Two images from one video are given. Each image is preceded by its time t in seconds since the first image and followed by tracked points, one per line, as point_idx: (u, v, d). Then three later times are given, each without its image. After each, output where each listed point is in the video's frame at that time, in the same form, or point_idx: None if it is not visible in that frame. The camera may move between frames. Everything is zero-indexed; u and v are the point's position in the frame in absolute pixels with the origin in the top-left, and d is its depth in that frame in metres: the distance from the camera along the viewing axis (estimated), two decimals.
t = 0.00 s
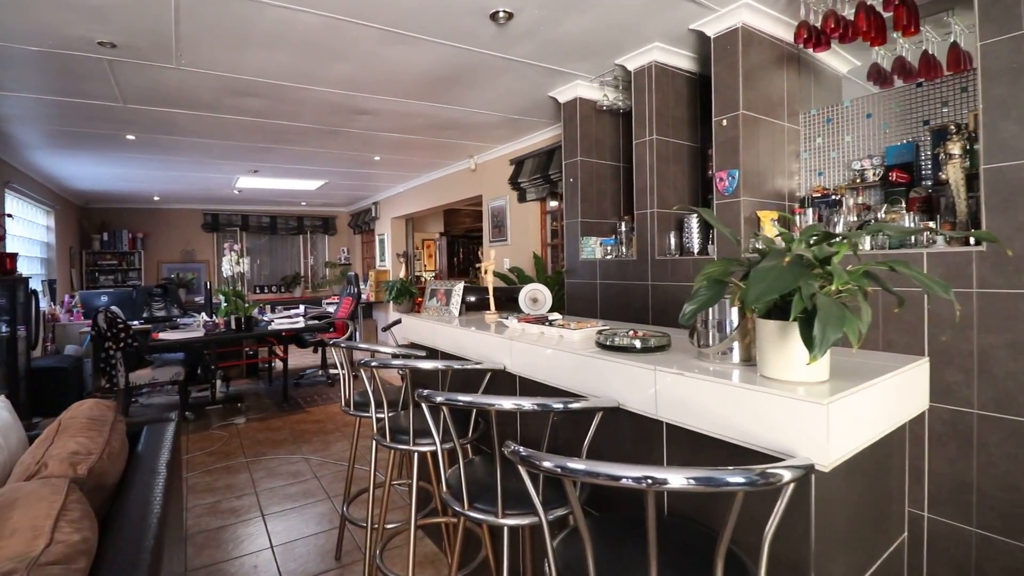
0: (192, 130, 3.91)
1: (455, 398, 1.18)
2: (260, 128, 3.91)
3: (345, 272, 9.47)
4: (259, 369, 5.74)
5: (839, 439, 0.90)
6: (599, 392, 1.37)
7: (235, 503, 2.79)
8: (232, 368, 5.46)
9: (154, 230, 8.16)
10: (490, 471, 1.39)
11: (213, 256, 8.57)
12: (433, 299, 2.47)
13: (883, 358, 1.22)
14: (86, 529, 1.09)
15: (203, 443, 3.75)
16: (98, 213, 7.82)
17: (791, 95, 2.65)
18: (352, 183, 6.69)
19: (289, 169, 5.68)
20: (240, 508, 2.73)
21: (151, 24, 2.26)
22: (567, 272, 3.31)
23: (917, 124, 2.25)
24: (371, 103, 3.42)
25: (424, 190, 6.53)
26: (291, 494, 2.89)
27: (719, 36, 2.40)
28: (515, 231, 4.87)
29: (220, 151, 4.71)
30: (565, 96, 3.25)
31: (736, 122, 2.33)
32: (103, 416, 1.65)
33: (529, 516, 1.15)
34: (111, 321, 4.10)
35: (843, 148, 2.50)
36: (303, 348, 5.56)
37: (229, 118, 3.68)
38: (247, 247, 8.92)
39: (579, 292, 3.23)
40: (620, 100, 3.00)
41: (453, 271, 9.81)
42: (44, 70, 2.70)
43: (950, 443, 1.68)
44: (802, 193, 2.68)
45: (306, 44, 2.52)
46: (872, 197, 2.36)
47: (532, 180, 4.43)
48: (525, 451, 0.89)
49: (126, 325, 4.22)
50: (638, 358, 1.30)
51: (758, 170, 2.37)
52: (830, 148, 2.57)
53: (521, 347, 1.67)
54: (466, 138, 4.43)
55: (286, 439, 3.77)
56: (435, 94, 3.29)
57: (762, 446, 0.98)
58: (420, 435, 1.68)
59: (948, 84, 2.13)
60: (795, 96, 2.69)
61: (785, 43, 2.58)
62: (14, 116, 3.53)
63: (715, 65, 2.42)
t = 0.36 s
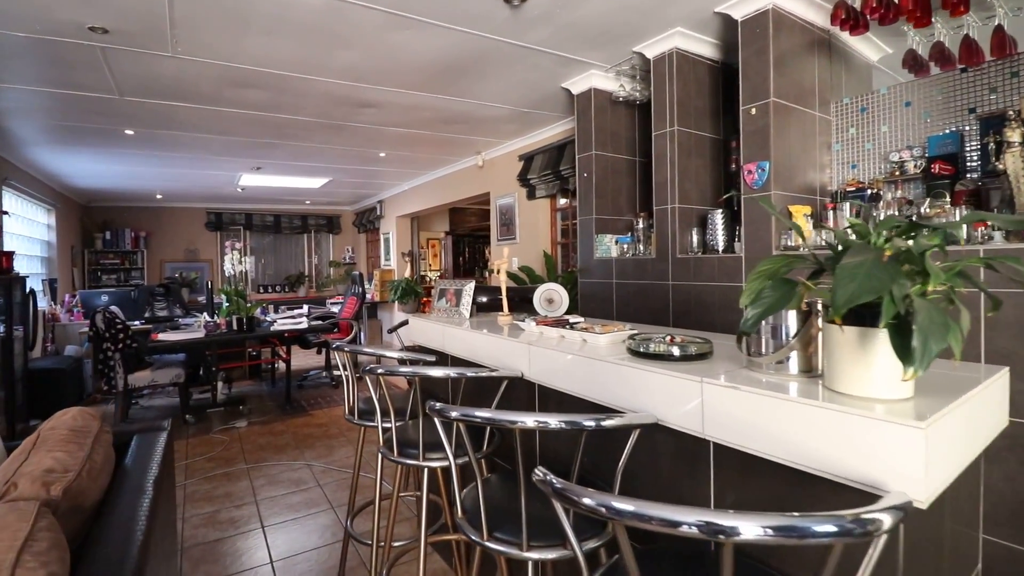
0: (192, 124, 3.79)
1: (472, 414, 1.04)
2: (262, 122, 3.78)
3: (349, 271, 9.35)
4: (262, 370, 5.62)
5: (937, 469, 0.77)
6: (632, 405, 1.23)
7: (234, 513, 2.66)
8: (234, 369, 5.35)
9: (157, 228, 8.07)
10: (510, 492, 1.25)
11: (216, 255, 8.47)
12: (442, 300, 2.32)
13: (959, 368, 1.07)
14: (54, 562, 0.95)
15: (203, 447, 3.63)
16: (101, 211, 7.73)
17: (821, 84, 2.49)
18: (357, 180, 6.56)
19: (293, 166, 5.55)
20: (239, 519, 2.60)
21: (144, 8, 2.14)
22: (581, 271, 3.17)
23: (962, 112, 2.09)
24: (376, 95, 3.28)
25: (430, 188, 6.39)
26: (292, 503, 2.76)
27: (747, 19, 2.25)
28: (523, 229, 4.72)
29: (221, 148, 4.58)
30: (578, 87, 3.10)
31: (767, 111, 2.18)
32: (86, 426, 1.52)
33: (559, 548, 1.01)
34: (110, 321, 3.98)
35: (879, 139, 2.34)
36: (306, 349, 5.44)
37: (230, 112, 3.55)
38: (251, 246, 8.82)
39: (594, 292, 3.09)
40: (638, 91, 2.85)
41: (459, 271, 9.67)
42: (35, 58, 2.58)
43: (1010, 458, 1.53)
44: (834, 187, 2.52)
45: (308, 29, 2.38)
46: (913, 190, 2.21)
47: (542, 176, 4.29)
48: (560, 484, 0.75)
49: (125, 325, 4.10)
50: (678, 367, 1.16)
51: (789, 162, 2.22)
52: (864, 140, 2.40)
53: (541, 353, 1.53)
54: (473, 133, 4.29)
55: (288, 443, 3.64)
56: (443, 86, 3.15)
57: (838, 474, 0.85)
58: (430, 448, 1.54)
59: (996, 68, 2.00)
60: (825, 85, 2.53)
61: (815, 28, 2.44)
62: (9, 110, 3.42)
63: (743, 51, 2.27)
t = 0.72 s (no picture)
0: (196, 119, 3.68)
1: (497, 436, 0.90)
2: (267, 117, 3.67)
3: (357, 271, 9.24)
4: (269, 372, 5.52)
5: None
6: (678, 423, 1.08)
7: (237, 524, 2.54)
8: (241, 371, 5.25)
9: (164, 228, 8.00)
10: (538, 518, 1.10)
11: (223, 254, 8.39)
12: (456, 301, 2.19)
13: None
14: None
15: (207, 452, 3.52)
16: (107, 211, 7.67)
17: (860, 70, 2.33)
18: (365, 179, 6.44)
19: (300, 164, 5.44)
20: (242, 530, 2.48)
21: None
22: (599, 270, 3.02)
23: (1019, 97, 1.92)
24: (385, 87, 3.15)
25: (439, 186, 6.26)
26: (298, 513, 2.63)
27: None
28: (535, 227, 4.57)
29: (226, 145, 4.48)
30: (596, 78, 2.96)
31: (806, 97, 2.03)
32: (72, 440, 1.39)
33: None
34: (113, 322, 3.87)
35: (925, 128, 2.17)
36: (314, 350, 5.33)
37: (234, 106, 3.44)
38: (259, 246, 8.74)
39: (613, 293, 2.93)
40: (661, 80, 2.70)
41: (467, 270, 9.54)
42: (31, 49, 2.48)
43: None
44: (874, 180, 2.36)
45: (312, 15, 2.25)
46: (964, 182, 2.04)
47: (555, 172, 4.14)
48: (615, 533, 0.62)
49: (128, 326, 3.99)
50: (733, 380, 1.01)
51: (828, 152, 2.07)
52: (908, 128, 2.24)
53: (568, 361, 1.38)
54: (484, 128, 4.15)
55: (295, 449, 3.52)
56: (455, 77, 3.01)
57: (946, 516, 0.71)
58: (446, 464, 1.41)
59: None
60: (864, 71, 2.37)
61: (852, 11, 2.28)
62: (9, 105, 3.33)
63: (779, 33, 2.12)
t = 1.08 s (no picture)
0: (197, 113, 3.57)
1: (523, 460, 0.76)
2: (269, 110, 3.55)
3: (362, 270, 9.13)
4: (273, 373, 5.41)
5: None
6: (732, 442, 0.94)
7: (236, 535, 2.41)
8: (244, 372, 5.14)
9: (168, 227, 7.92)
10: (566, 547, 0.97)
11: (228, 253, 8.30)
12: (467, 301, 2.05)
13: None
14: None
15: (207, 456, 3.41)
16: (111, 209, 7.59)
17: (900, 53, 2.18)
18: (371, 176, 6.33)
19: (304, 160, 5.33)
20: (241, 542, 2.35)
21: None
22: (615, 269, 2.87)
23: None
24: (391, 78, 3.02)
25: (446, 183, 6.13)
26: (300, 523, 2.51)
27: None
28: (545, 224, 4.42)
29: (229, 141, 4.37)
30: (613, 66, 2.82)
31: (845, 81, 1.88)
32: (49, 453, 1.27)
33: None
34: (112, 322, 3.75)
35: (973, 115, 2.02)
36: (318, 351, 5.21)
37: (235, 99, 3.32)
38: (264, 245, 8.64)
39: (629, 293, 2.79)
40: (682, 67, 2.55)
41: (474, 270, 9.41)
42: (21, 35, 2.37)
43: None
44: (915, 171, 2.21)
45: None
46: (1017, 173, 1.89)
47: (566, 168, 4.00)
48: None
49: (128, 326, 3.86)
50: (799, 395, 0.87)
51: (869, 140, 1.92)
52: (953, 115, 2.09)
53: (596, 368, 1.24)
54: (493, 121, 4.02)
55: (298, 453, 3.40)
56: (464, 66, 2.88)
57: None
58: (459, 481, 1.27)
59: None
60: (903, 54, 2.21)
61: None
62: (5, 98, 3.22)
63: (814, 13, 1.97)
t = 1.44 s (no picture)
0: (199, 107, 3.45)
1: (558, 506, 0.61)
2: (272, 103, 3.43)
3: (369, 269, 9.02)
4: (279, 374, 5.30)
5: None
6: (805, 474, 0.79)
7: (234, 549, 2.28)
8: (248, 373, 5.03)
9: (174, 226, 7.85)
10: None
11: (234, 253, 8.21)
12: (479, 301, 1.89)
13: None
14: None
15: (208, 462, 3.29)
16: (117, 208, 7.53)
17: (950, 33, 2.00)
18: (378, 174, 6.20)
19: (310, 157, 5.21)
20: (239, 556, 2.22)
21: None
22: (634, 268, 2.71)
23: None
24: (398, 68, 2.88)
25: (455, 181, 5.99)
26: (302, 536, 2.37)
27: None
28: (557, 222, 4.27)
29: (233, 137, 4.26)
30: (632, 53, 2.66)
31: (894, 62, 1.72)
32: (17, 472, 1.14)
33: None
34: (112, 322, 3.64)
35: None
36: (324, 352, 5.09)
37: (236, 92, 3.20)
38: (270, 245, 8.56)
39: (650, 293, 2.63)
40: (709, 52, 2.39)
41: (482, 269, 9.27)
42: (10, 22, 2.25)
43: None
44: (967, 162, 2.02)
45: None
46: None
47: (580, 163, 3.84)
48: None
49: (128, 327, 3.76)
50: (896, 420, 0.71)
51: (921, 126, 1.75)
52: (1010, 99, 1.89)
53: (631, 379, 1.09)
54: (504, 115, 3.87)
55: (302, 460, 3.27)
56: (475, 54, 2.73)
57: None
58: (474, 507, 1.13)
59: None
60: (953, 34, 2.04)
61: None
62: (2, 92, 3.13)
63: None
